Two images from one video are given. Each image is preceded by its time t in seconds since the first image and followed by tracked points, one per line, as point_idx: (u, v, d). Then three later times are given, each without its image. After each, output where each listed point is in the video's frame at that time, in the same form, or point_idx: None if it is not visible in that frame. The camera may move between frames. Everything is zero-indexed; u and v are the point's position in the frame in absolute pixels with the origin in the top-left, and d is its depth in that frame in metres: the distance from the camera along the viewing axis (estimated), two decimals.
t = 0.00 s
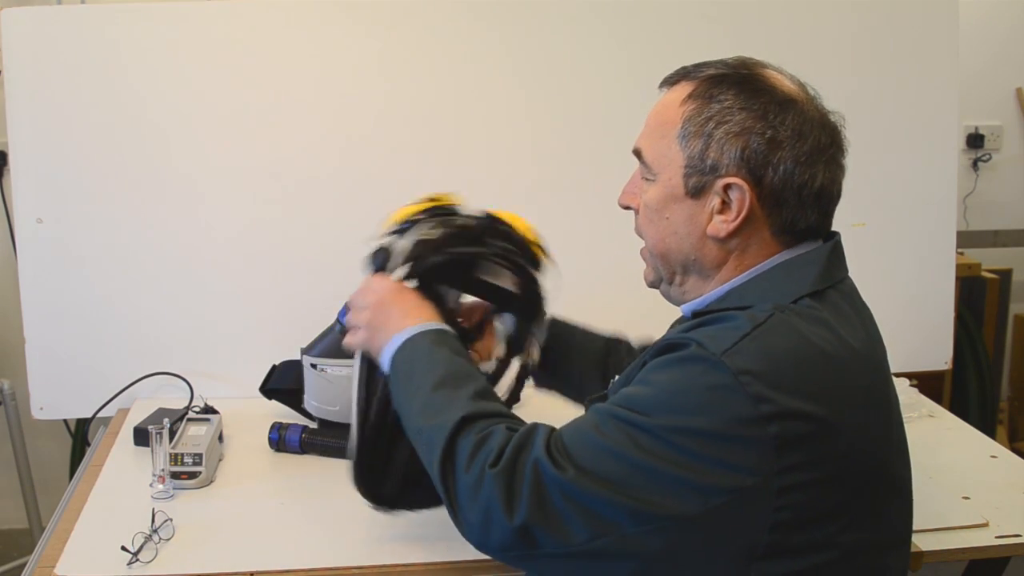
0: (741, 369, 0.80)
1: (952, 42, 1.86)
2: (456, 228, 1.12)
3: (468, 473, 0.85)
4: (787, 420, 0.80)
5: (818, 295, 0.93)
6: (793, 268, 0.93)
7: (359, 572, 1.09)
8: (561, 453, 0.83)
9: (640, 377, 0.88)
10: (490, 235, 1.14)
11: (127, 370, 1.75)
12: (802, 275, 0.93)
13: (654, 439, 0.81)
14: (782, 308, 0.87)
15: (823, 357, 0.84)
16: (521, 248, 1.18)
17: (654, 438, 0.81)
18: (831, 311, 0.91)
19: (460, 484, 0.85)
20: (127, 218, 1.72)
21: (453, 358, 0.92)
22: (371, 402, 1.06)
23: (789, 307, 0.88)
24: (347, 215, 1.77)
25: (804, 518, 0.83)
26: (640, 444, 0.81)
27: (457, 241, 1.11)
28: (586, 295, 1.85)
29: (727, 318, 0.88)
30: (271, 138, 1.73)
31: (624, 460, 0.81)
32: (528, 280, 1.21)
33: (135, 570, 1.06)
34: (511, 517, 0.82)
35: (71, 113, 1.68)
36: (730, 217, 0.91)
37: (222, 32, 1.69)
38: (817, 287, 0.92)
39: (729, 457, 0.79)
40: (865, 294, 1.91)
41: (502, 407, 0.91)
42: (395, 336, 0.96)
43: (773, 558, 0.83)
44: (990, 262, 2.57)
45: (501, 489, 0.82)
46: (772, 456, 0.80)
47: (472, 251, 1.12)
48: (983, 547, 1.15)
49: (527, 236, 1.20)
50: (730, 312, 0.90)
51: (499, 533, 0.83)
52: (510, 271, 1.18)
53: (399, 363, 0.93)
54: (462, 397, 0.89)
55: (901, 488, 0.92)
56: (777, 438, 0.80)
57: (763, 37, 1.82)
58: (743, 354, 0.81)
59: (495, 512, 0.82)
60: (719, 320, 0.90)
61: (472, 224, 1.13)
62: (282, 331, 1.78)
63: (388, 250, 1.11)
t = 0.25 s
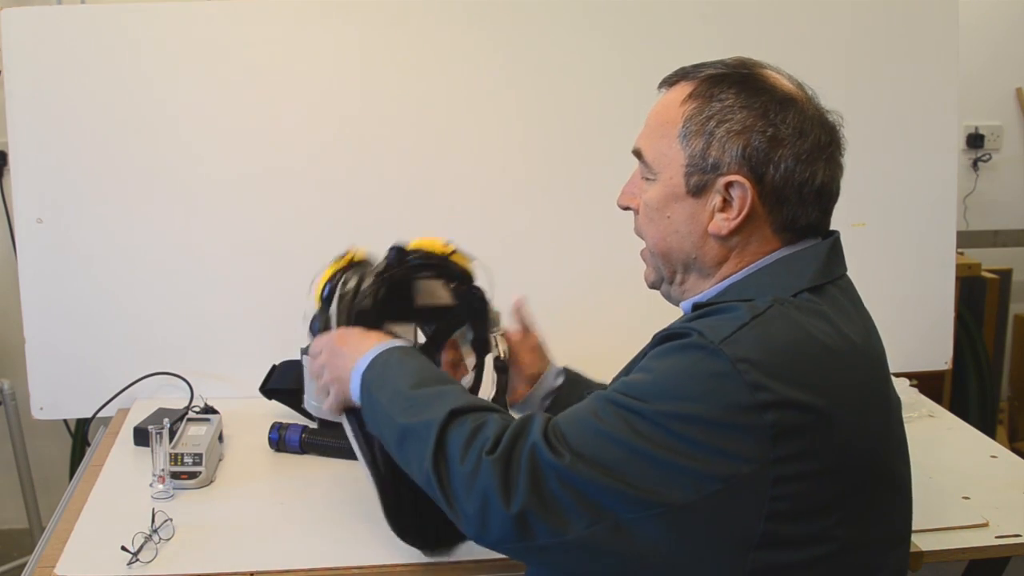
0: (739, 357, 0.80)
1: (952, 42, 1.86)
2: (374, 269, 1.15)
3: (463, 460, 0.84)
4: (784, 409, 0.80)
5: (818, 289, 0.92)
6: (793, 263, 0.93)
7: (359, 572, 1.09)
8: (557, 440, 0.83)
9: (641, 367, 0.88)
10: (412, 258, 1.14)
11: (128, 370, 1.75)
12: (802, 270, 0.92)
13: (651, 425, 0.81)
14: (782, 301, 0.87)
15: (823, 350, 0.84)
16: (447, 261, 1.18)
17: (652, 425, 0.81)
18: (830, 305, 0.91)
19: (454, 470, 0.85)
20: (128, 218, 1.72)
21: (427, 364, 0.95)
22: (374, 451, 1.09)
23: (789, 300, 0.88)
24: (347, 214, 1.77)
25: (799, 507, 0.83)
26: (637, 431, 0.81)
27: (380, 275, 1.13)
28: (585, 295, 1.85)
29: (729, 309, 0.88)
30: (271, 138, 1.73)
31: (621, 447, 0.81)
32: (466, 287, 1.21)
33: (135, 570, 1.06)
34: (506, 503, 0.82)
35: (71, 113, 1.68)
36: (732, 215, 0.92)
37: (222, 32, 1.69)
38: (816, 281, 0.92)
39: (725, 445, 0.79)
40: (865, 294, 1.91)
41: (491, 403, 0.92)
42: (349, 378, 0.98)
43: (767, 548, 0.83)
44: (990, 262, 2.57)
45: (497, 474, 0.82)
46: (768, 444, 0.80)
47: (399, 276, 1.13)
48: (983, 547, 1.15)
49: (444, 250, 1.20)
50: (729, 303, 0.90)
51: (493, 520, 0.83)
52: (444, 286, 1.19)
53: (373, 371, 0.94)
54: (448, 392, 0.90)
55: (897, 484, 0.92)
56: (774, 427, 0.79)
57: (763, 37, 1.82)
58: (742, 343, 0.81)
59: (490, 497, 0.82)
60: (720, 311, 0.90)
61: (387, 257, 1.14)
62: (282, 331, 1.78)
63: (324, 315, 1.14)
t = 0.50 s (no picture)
0: (741, 351, 0.80)
1: (952, 43, 1.86)
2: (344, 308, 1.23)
3: (462, 453, 0.84)
4: (785, 404, 0.80)
5: (816, 287, 0.92)
6: (792, 260, 0.93)
7: (359, 572, 1.09)
8: (557, 433, 0.84)
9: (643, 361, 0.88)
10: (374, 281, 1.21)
11: (127, 370, 1.75)
12: (801, 268, 0.92)
13: (651, 419, 0.81)
14: (782, 297, 0.88)
15: (823, 347, 0.84)
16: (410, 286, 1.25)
17: (653, 419, 0.81)
18: (829, 303, 0.92)
19: (453, 460, 0.85)
20: (127, 218, 1.72)
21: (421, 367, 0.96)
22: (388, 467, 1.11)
23: (788, 296, 0.88)
24: (347, 214, 1.77)
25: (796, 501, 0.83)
26: (638, 424, 0.81)
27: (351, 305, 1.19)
28: (585, 295, 1.85)
29: (730, 306, 0.88)
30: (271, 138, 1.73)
31: (622, 440, 0.81)
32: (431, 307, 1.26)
33: (135, 570, 1.06)
34: (503, 493, 0.81)
35: (71, 112, 1.68)
36: (729, 216, 0.92)
37: (222, 32, 1.69)
38: (815, 279, 0.92)
39: (724, 438, 0.79)
40: (866, 294, 1.91)
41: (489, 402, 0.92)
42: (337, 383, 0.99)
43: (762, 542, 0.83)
44: (990, 263, 2.57)
45: (495, 466, 0.82)
46: (767, 439, 0.80)
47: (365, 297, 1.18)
48: (983, 547, 1.15)
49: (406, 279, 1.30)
50: (730, 300, 0.90)
51: (488, 511, 0.82)
52: (408, 317, 1.25)
53: (365, 376, 0.95)
54: (442, 390, 0.91)
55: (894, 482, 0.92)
56: (774, 421, 0.79)
57: (764, 37, 1.82)
58: (744, 337, 0.81)
59: (486, 489, 0.82)
60: (721, 307, 0.89)
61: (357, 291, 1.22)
62: (282, 331, 1.78)
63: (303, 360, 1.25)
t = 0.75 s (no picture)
0: (738, 362, 0.80)
1: (952, 43, 1.87)
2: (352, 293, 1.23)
3: (479, 478, 0.87)
4: (784, 412, 0.80)
5: (810, 287, 0.93)
6: (782, 262, 0.93)
7: (359, 572, 1.09)
8: (563, 458, 0.85)
9: (641, 374, 0.89)
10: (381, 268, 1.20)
11: (128, 370, 1.76)
12: (792, 269, 0.93)
13: (653, 437, 0.82)
14: (777, 302, 0.88)
15: (818, 348, 0.84)
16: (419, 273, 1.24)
17: (653, 435, 0.82)
18: (823, 303, 0.92)
19: (472, 491, 0.88)
20: (127, 218, 1.72)
21: (484, 382, 0.96)
22: (374, 441, 1.08)
23: (782, 300, 0.89)
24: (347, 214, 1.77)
25: (803, 509, 0.83)
26: (639, 442, 0.82)
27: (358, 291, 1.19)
28: (585, 295, 1.85)
29: (724, 312, 0.89)
30: (271, 138, 1.73)
31: (624, 459, 0.81)
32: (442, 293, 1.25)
33: (135, 570, 1.06)
34: (515, 522, 0.83)
35: (71, 112, 1.68)
36: (714, 218, 0.92)
37: (222, 32, 1.69)
38: (807, 280, 0.93)
39: (726, 451, 0.79)
40: (863, 295, 1.91)
41: (522, 422, 0.93)
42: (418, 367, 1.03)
43: (774, 552, 0.83)
44: (990, 262, 2.57)
45: (506, 494, 0.84)
46: (770, 448, 0.80)
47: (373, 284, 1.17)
48: (983, 547, 1.15)
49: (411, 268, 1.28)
50: (724, 306, 0.91)
51: (505, 541, 0.85)
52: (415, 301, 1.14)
53: (432, 383, 0.97)
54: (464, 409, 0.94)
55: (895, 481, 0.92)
56: (775, 430, 0.80)
57: (763, 37, 1.82)
58: (740, 347, 0.81)
59: (500, 518, 0.84)
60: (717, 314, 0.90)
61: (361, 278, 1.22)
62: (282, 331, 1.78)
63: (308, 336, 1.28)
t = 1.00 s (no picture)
0: (732, 359, 0.80)
1: (951, 43, 1.86)
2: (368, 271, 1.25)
3: (483, 479, 0.88)
4: (780, 408, 0.80)
5: (806, 287, 0.93)
6: (781, 262, 0.93)
7: (359, 572, 1.09)
8: (563, 457, 0.86)
9: (639, 374, 0.89)
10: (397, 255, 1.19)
11: (127, 369, 1.75)
12: (791, 269, 0.93)
13: (650, 435, 0.82)
14: (772, 301, 0.88)
15: (812, 345, 0.84)
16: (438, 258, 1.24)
17: (651, 435, 0.82)
18: (819, 302, 0.92)
19: (476, 492, 0.89)
20: (127, 218, 1.71)
21: (490, 395, 0.98)
22: (365, 448, 1.09)
23: (780, 299, 0.89)
24: (346, 215, 1.77)
25: (804, 504, 0.82)
26: (638, 440, 0.82)
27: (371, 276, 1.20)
28: (584, 295, 1.85)
29: (720, 312, 0.89)
30: (270, 138, 1.73)
31: (623, 458, 0.82)
32: (458, 280, 1.24)
33: (135, 570, 1.06)
34: (517, 520, 0.85)
35: (71, 112, 1.68)
36: (717, 220, 0.92)
37: (222, 32, 1.69)
38: (806, 279, 0.93)
39: (723, 447, 0.79)
40: (862, 295, 1.91)
41: (525, 426, 0.94)
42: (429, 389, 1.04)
43: (777, 548, 0.82)
44: (990, 262, 2.57)
45: (508, 494, 0.85)
46: (767, 444, 0.80)
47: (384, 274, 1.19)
48: (983, 547, 1.15)
49: (433, 249, 1.27)
50: (721, 306, 0.91)
51: (509, 540, 0.86)
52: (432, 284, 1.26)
53: (439, 401, 0.99)
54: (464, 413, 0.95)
55: (896, 477, 0.91)
56: (772, 426, 0.79)
57: (763, 38, 1.82)
58: (734, 344, 0.82)
59: (503, 517, 0.85)
60: (715, 314, 0.90)
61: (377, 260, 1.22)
62: (281, 331, 1.78)
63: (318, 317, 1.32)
